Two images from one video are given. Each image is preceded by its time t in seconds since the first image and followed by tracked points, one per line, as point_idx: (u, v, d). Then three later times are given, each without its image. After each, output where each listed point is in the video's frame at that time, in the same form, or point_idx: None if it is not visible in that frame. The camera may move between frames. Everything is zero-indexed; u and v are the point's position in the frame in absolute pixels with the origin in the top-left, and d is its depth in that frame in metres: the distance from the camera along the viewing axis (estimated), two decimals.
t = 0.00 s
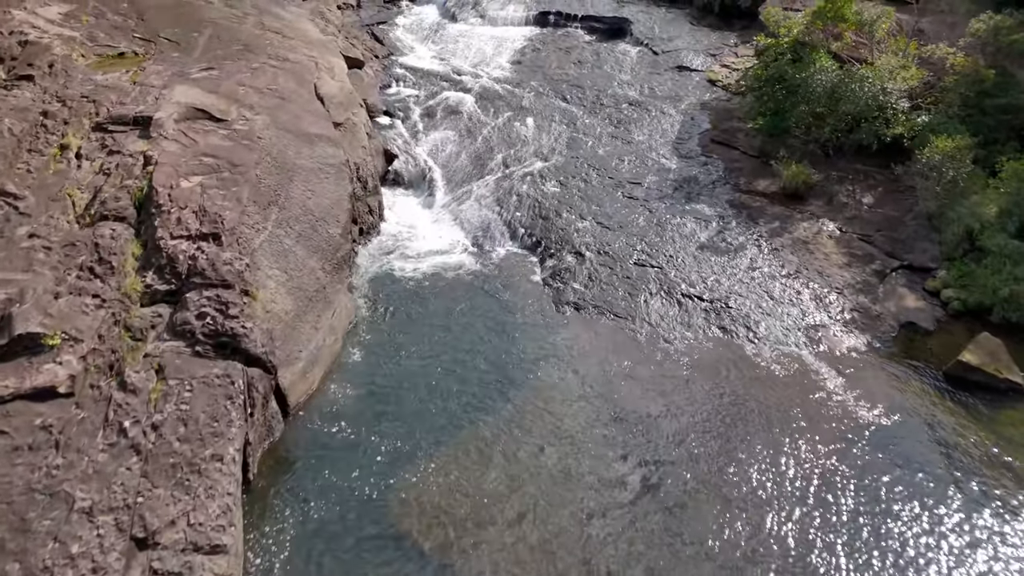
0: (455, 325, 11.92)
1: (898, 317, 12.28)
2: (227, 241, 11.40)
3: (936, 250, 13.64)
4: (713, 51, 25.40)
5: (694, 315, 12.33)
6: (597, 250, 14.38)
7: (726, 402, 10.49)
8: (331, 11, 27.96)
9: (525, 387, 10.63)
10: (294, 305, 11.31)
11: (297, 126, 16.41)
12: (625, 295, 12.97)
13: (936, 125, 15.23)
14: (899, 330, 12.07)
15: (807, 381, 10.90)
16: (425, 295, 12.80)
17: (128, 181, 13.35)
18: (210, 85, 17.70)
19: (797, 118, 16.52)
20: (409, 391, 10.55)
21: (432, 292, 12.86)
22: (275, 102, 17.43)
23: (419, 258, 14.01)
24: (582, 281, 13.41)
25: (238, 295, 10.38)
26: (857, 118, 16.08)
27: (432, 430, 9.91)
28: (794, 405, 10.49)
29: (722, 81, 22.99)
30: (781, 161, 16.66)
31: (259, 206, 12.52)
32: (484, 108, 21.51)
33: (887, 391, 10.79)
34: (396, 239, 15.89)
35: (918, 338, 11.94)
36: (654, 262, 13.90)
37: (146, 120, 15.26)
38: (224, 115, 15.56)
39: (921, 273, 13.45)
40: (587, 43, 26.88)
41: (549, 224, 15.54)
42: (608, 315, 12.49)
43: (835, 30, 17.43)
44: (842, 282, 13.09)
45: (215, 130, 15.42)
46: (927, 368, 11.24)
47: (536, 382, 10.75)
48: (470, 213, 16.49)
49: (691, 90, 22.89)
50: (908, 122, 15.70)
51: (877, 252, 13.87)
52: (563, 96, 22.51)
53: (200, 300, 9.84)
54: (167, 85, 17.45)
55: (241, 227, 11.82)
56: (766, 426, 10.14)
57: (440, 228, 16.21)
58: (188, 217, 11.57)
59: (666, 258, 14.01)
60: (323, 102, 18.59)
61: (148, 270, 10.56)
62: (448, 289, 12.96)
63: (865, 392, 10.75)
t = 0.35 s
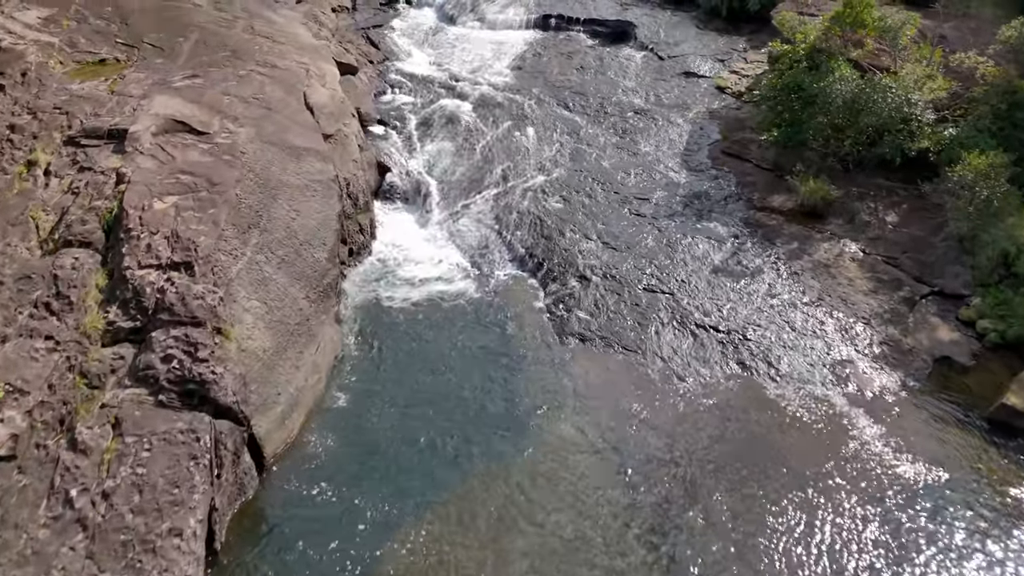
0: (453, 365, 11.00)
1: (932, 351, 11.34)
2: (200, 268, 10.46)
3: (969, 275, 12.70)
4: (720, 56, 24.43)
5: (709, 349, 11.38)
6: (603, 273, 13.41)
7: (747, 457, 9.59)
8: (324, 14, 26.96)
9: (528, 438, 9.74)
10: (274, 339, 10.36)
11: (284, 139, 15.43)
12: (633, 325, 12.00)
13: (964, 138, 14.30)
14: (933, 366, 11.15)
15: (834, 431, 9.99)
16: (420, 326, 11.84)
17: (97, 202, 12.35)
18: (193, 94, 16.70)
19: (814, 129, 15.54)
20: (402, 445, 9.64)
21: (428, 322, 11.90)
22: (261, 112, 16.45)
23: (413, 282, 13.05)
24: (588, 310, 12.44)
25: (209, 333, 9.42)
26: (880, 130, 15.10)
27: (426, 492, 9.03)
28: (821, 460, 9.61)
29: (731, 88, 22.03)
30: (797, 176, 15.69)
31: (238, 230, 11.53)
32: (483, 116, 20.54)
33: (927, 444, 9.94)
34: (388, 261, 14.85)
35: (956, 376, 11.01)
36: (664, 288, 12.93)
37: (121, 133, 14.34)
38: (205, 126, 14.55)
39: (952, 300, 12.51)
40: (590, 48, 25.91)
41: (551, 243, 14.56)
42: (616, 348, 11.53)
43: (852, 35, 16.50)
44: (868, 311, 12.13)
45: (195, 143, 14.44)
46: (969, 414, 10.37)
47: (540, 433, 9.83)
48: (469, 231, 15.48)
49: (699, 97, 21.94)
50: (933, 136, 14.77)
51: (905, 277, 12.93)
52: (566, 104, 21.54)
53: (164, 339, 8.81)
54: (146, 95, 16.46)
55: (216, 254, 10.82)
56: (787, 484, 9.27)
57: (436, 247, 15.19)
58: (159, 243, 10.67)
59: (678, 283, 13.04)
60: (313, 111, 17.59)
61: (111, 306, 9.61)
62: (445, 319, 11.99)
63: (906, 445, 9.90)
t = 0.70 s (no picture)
0: (449, 413, 10.09)
1: (971, 392, 10.37)
2: (167, 304, 9.48)
3: (1007, 305, 11.72)
4: (729, 62, 23.46)
5: (727, 388, 10.40)
6: (610, 300, 12.44)
7: (771, 518, 8.69)
8: (317, 17, 25.98)
9: (528, 504, 8.84)
10: (249, 382, 9.38)
11: (269, 154, 14.45)
12: (644, 360, 10.99)
13: (995, 157, 13.49)
14: (973, 409, 10.19)
15: (869, 490, 9.06)
16: (414, 364, 10.92)
17: (62, 227, 11.38)
18: (173, 103, 15.69)
19: (834, 144, 14.44)
20: (391, 513, 8.76)
21: (422, 360, 10.98)
22: (245, 124, 15.45)
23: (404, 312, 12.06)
24: (593, 341, 11.47)
25: (173, 381, 8.40)
26: (905, 144, 14.10)
27: (414, 575, 8.13)
28: (855, 525, 8.70)
29: (741, 96, 21.06)
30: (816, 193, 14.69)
31: (212, 259, 10.53)
32: (481, 126, 19.55)
33: (978, 503, 9.01)
34: (379, 283, 13.83)
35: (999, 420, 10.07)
36: (677, 317, 11.93)
37: (92, 149, 13.36)
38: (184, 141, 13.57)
39: (989, 332, 11.54)
40: (593, 53, 24.93)
41: (554, 267, 13.57)
42: (626, 386, 10.57)
43: (872, 41, 15.61)
44: (899, 346, 11.16)
45: (172, 159, 13.47)
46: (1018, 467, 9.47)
47: (541, 496, 8.93)
48: (465, 252, 14.49)
49: (707, 105, 20.96)
50: (962, 151, 13.87)
51: (937, 306, 11.96)
52: (568, 112, 20.55)
53: (122, 389, 7.93)
54: (124, 105, 15.46)
55: (185, 287, 9.83)
56: (815, 555, 8.38)
57: (430, 270, 14.18)
58: (124, 274, 9.66)
59: (691, 311, 12.07)
60: (301, 122, 16.58)
61: (66, 348, 8.66)
62: (440, 356, 11.06)
63: (955, 505, 8.95)
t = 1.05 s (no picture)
0: (443, 472, 9.16)
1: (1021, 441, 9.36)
2: (128, 348, 8.40)
3: None
4: (739, 68, 22.46)
5: (749, 437, 9.44)
6: (619, 332, 11.45)
7: None
8: (310, 20, 25.00)
9: None
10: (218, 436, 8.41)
11: (251, 170, 13.46)
12: (656, 404, 10.02)
13: None
14: None
15: (914, 562, 8.06)
16: (406, 412, 9.99)
17: (17, 255, 10.56)
18: (151, 114, 14.71)
19: (857, 160, 13.47)
20: None
21: (415, 407, 10.04)
22: (228, 137, 14.47)
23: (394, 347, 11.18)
24: (601, 381, 10.48)
25: (127, 444, 7.41)
26: (935, 161, 13.11)
27: None
28: None
29: (752, 104, 20.06)
30: (838, 212, 13.69)
31: (182, 292, 9.48)
32: (480, 136, 18.55)
33: None
34: (369, 309, 12.86)
35: None
36: (692, 351, 10.95)
37: (58, 165, 12.39)
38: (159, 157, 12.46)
39: None
40: (597, 58, 23.95)
41: (556, 293, 12.57)
42: (637, 434, 9.59)
43: (895, 47, 14.72)
44: (937, 387, 10.16)
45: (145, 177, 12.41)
46: None
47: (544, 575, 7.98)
48: (461, 276, 13.52)
49: (717, 113, 19.96)
50: (997, 167, 12.84)
51: (975, 341, 10.97)
52: (571, 121, 19.57)
53: (67, 454, 7.23)
54: (98, 116, 14.47)
55: (149, 325, 8.75)
56: None
57: (424, 296, 13.21)
58: (82, 313, 8.66)
59: (707, 345, 11.07)
60: (288, 133, 15.59)
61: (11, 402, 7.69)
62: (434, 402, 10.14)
63: None
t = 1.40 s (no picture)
0: (437, 545, 8.29)
1: None
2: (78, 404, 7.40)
3: None
4: (748, 74, 21.49)
5: (777, 498, 8.50)
6: (629, 371, 10.45)
7: None
8: (301, 24, 23.97)
9: None
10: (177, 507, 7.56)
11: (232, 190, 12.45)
12: (672, 458, 9.06)
13: None
14: None
15: None
16: (394, 474, 9.16)
17: None
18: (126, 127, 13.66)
19: (884, 178, 12.48)
20: None
21: (405, 468, 9.23)
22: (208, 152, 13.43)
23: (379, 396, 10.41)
24: (610, 428, 9.50)
25: (67, 526, 6.66)
26: (971, 181, 12.15)
27: None
28: None
29: (763, 113, 19.10)
30: (864, 235, 12.72)
31: (144, 334, 8.47)
32: (477, 149, 17.57)
33: None
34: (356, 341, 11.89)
35: None
36: (711, 394, 9.95)
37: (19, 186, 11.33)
38: (125, 170, 11.24)
39: None
40: (600, 64, 22.98)
41: (559, 326, 11.55)
42: (653, 495, 8.66)
43: (921, 56, 13.81)
44: (983, 438, 9.22)
45: (111, 192, 10.73)
46: None
47: None
48: (457, 303, 12.49)
49: (727, 123, 18.99)
50: None
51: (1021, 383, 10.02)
52: (574, 132, 18.59)
53: None
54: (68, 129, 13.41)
55: (104, 375, 7.76)
56: None
57: (415, 325, 12.20)
58: (28, 360, 7.63)
59: (726, 387, 10.07)
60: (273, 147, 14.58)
61: None
62: (427, 461, 9.30)
63: None
